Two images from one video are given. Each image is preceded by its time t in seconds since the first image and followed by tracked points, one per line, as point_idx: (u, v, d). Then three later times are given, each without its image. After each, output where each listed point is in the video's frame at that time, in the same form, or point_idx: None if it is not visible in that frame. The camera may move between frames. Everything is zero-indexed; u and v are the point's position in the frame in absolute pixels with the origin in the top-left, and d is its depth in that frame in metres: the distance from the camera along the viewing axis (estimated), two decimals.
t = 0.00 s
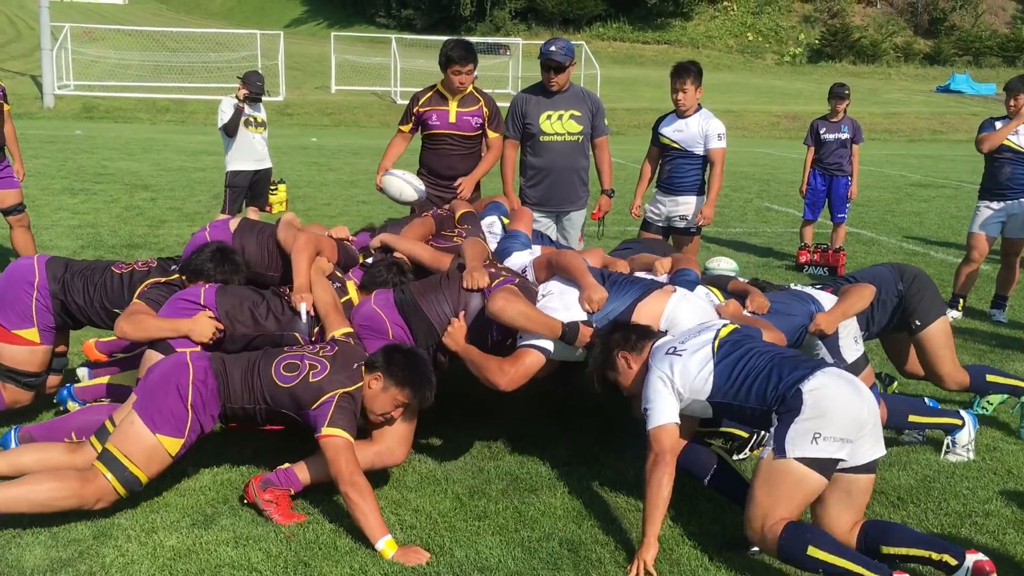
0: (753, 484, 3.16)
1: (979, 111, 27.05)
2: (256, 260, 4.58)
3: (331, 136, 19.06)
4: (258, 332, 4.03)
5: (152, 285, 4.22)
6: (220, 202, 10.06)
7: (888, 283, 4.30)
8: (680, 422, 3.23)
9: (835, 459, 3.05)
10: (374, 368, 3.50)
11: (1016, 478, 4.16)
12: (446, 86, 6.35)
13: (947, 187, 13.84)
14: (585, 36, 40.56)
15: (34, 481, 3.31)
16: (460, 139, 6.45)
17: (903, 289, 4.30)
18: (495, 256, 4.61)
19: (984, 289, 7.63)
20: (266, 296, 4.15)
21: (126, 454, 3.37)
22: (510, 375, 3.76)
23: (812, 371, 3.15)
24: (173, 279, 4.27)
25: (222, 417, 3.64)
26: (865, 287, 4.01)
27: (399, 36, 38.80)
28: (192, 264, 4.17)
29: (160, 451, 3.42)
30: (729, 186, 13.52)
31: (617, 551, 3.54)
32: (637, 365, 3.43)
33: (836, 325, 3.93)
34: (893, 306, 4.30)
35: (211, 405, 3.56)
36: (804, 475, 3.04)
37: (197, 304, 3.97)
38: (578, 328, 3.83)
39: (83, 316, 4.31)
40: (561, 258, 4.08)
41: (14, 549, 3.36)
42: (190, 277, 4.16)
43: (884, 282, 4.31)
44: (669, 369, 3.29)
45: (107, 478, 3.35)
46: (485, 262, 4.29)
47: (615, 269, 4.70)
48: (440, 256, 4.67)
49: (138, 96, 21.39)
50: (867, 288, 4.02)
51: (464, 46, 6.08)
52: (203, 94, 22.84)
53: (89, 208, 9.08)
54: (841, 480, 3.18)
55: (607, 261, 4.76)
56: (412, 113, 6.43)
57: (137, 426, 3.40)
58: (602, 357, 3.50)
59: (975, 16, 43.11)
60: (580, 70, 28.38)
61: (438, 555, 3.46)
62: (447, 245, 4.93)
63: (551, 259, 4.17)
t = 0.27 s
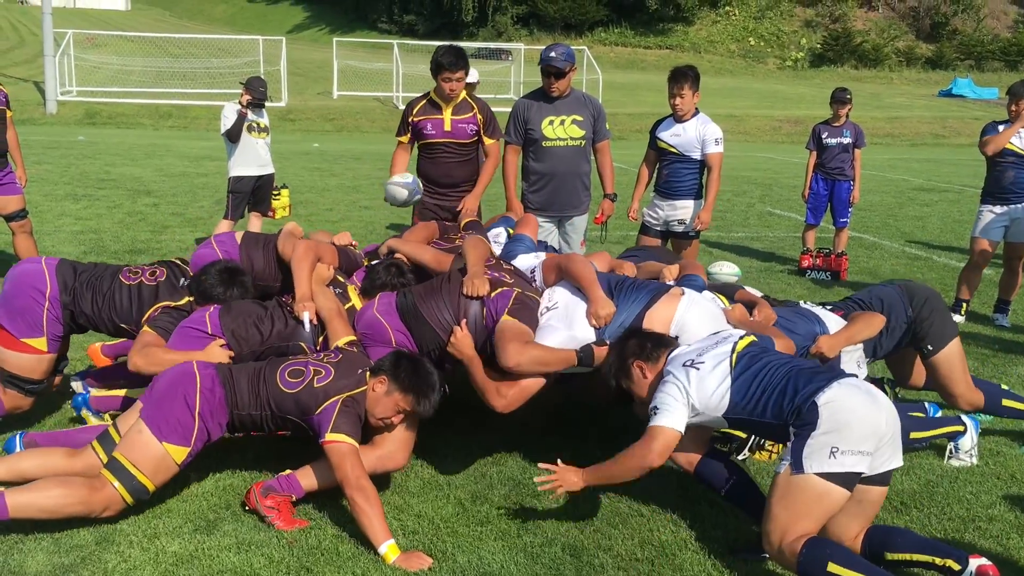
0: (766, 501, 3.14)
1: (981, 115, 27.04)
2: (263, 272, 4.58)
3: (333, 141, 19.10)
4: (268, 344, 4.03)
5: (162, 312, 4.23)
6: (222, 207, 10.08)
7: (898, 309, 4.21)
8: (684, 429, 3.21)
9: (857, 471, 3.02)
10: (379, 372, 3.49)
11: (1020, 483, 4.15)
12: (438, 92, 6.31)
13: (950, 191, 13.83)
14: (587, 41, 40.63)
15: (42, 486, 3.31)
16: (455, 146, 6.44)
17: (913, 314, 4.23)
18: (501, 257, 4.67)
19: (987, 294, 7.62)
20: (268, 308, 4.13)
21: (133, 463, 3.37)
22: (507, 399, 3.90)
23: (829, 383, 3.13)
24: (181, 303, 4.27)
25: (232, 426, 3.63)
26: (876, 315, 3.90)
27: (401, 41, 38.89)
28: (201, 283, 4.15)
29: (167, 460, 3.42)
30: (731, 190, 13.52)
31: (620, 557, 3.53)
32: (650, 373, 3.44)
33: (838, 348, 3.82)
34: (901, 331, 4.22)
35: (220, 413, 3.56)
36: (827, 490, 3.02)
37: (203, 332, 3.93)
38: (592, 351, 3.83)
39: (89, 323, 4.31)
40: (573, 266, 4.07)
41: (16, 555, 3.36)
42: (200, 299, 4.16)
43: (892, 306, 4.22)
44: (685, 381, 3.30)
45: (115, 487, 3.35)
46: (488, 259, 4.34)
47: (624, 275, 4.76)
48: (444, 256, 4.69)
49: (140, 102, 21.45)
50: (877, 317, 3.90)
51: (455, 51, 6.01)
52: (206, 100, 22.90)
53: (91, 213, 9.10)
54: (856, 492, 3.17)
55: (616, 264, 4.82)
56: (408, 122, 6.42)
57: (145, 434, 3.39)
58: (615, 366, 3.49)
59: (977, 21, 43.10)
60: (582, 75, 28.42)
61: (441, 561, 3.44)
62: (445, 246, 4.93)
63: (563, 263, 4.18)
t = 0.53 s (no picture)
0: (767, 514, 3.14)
1: (984, 122, 27.03)
2: (270, 284, 4.59)
3: (335, 149, 19.14)
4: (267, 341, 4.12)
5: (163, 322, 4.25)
6: (226, 215, 10.10)
7: (905, 331, 4.24)
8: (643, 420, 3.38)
9: (858, 479, 3.02)
10: (377, 367, 3.51)
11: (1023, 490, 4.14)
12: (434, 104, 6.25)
13: (952, 198, 13.82)
14: (590, 48, 40.68)
15: (40, 494, 3.32)
16: (453, 160, 6.45)
17: (921, 334, 4.26)
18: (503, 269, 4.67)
19: (990, 301, 7.61)
20: (268, 307, 4.21)
21: (133, 470, 3.38)
22: (494, 399, 3.76)
23: (827, 393, 3.17)
24: (183, 309, 4.29)
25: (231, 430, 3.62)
26: (876, 338, 3.95)
27: (404, 49, 38.99)
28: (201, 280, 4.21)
29: (165, 468, 3.42)
30: (734, 197, 13.52)
31: (623, 565, 3.52)
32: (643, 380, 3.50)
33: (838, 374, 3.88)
34: (909, 354, 4.27)
35: (219, 418, 3.54)
36: (830, 498, 3.02)
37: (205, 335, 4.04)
38: (588, 362, 3.81)
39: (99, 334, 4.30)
40: (569, 277, 4.09)
41: (19, 563, 3.36)
42: (197, 301, 4.24)
43: (899, 328, 4.25)
44: (677, 379, 3.36)
45: (112, 493, 3.36)
46: (493, 267, 4.35)
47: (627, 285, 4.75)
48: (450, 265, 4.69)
49: (144, 110, 21.51)
50: (877, 338, 3.96)
51: (451, 65, 5.92)
52: (210, 108, 22.96)
53: (95, 221, 9.12)
54: (855, 503, 3.17)
55: (618, 276, 4.82)
56: (407, 138, 6.39)
57: (143, 442, 3.40)
58: (612, 381, 3.58)
59: (979, 27, 43.09)
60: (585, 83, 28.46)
61: (443, 569, 3.44)
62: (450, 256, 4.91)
63: (559, 274, 4.21)
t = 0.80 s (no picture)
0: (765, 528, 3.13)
1: (989, 129, 27.00)
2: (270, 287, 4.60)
3: (340, 156, 19.18)
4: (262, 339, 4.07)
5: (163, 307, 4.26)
6: (230, 222, 10.12)
7: (905, 343, 4.25)
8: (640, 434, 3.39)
9: (851, 487, 3.02)
10: (372, 381, 3.43)
11: None
12: (451, 122, 6.24)
13: (957, 205, 13.80)
14: (594, 56, 40.74)
15: (42, 508, 3.35)
16: (469, 178, 6.48)
17: (922, 345, 4.25)
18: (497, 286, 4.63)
19: (995, 308, 7.59)
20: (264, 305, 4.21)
21: (130, 487, 3.38)
22: (496, 410, 3.76)
23: (816, 402, 3.18)
24: (181, 297, 4.31)
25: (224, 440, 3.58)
26: (870, 354, 3.98)
27: (408, 57, 39.10)
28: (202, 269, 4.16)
29: (160, 482, 3.41)
30: (738, 205, 13.52)
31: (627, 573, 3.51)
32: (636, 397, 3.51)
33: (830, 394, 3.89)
34: (910, 363, 4.26)
35: (212, 429, 3.51)
36: (824, 508, 3.01)
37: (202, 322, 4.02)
38: (579, 372, 3.81)
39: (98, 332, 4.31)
40: (558, 290, 4.10)
41: (25, 571, 3.37)
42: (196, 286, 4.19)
43: (899, 340, 4.25)
44: (671, 389, 3.39)
45: (112, 511, 3.38)
46: (489, 284, 4.37)
47: (622, 293, 4.63)
48: (445, 277, 4.74)
49: (149, 118, 21.60)
50: (870, 352, 4.01)
51: (471, 86, 5.92)
52: (215, 116, 23.04)
53: (101, 229, 9.15)
54: (854, 512, 3.15)
55: (613, 285, 4.66)
56: (423, 155, 6.38)
57: (137, 457, 3.41)
58: (607, 402, 3.58)
59: (983, 34, 43.06)
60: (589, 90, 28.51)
61: None
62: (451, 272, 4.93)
63: (547, 292, 4.20)
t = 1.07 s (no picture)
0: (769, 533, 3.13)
1: (995, 133, 26.94)
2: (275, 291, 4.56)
3: (346, 160, 19.21)
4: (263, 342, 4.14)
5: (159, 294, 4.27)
6: (236, 226, 10.14)
7: (903, 346, 4.21)
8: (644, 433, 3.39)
9: (855, 490, 3.01)
10: (370, 386, 3.46)
11: None
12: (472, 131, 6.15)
13: (963, 210, 13.78)
14: (599, 60, 40.76)
15: (47, 509, 3.34)
16: (488, 185, 6.48)
17: (920, 348, 4.23)
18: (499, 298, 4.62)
19: (1001, 313, 7.58)
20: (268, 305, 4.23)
21: (133, 486, 3.39)
22: (490, 406, 3.62)
23: (819, 407, 3.21)
24: (176, 285, 4.29)
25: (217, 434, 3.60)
26: (869, 348, 3.96)
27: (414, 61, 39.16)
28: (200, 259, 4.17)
29: (161, 476, 3.42)
30: (743, 209, 13.52)
31: None
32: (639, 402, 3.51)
33: (830, 383, 3.86)
34: (909, 366, 4.22)
35: (207, 422, 3.53)
36: (829, 512, 3.01)
37: (201, 314, 4.03)
38: (573, 370, 3.75)
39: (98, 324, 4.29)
40: (555, 297, 4.10)
41: (32, 573, 3.38)
42: (194, 276, 4.20)
43: (898, 341, 4.21)
44: (675, 393, 3.39)
45: (118, 510, 3.39)
46: (488, 292, 4.39)
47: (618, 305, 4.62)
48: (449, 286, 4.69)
49: (156, 122, 21.66)
50: (869, 347, 3.97)
51: (494, 94, 5.88)
52: (221, 120, 23.10)
53: (107, 232, 9.18)
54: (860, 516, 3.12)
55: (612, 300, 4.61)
56: (442, 160, 6.41)
57: (136, 453, 3.41)
58: (608, 403, 3.55)
59: (990, 38, 42.95)
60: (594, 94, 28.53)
61: None
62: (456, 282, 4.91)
63: (546, 299, 4.19)
